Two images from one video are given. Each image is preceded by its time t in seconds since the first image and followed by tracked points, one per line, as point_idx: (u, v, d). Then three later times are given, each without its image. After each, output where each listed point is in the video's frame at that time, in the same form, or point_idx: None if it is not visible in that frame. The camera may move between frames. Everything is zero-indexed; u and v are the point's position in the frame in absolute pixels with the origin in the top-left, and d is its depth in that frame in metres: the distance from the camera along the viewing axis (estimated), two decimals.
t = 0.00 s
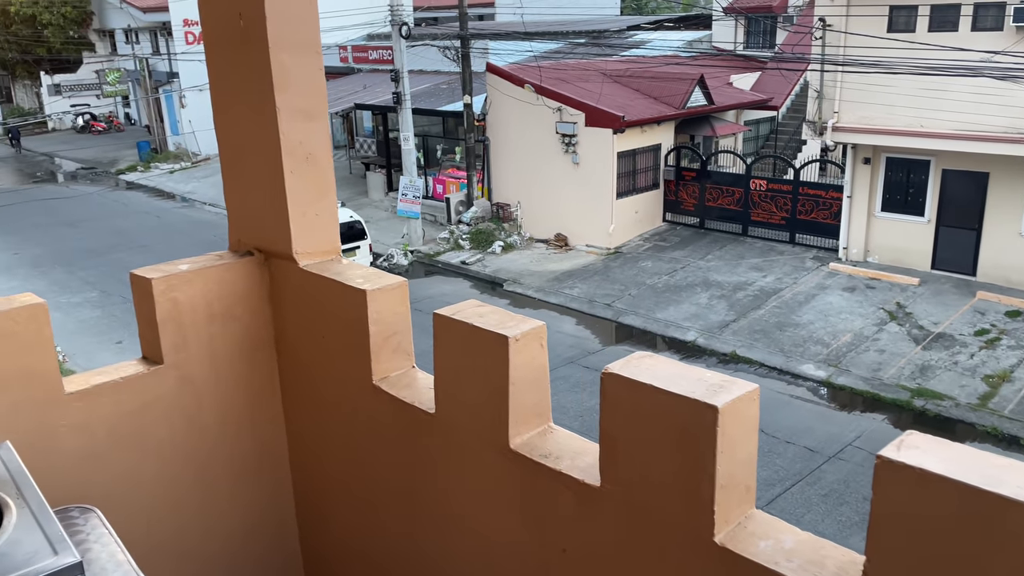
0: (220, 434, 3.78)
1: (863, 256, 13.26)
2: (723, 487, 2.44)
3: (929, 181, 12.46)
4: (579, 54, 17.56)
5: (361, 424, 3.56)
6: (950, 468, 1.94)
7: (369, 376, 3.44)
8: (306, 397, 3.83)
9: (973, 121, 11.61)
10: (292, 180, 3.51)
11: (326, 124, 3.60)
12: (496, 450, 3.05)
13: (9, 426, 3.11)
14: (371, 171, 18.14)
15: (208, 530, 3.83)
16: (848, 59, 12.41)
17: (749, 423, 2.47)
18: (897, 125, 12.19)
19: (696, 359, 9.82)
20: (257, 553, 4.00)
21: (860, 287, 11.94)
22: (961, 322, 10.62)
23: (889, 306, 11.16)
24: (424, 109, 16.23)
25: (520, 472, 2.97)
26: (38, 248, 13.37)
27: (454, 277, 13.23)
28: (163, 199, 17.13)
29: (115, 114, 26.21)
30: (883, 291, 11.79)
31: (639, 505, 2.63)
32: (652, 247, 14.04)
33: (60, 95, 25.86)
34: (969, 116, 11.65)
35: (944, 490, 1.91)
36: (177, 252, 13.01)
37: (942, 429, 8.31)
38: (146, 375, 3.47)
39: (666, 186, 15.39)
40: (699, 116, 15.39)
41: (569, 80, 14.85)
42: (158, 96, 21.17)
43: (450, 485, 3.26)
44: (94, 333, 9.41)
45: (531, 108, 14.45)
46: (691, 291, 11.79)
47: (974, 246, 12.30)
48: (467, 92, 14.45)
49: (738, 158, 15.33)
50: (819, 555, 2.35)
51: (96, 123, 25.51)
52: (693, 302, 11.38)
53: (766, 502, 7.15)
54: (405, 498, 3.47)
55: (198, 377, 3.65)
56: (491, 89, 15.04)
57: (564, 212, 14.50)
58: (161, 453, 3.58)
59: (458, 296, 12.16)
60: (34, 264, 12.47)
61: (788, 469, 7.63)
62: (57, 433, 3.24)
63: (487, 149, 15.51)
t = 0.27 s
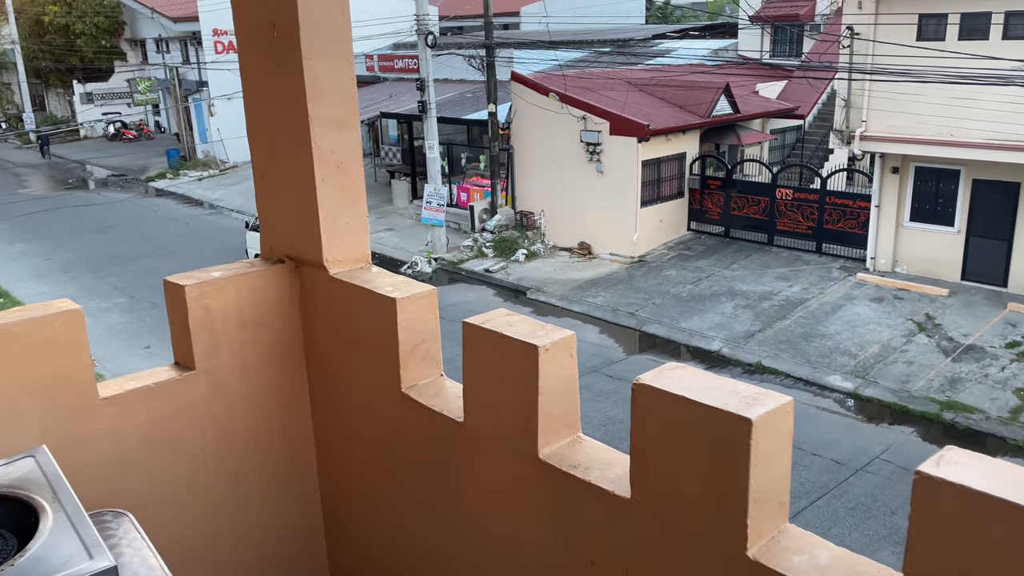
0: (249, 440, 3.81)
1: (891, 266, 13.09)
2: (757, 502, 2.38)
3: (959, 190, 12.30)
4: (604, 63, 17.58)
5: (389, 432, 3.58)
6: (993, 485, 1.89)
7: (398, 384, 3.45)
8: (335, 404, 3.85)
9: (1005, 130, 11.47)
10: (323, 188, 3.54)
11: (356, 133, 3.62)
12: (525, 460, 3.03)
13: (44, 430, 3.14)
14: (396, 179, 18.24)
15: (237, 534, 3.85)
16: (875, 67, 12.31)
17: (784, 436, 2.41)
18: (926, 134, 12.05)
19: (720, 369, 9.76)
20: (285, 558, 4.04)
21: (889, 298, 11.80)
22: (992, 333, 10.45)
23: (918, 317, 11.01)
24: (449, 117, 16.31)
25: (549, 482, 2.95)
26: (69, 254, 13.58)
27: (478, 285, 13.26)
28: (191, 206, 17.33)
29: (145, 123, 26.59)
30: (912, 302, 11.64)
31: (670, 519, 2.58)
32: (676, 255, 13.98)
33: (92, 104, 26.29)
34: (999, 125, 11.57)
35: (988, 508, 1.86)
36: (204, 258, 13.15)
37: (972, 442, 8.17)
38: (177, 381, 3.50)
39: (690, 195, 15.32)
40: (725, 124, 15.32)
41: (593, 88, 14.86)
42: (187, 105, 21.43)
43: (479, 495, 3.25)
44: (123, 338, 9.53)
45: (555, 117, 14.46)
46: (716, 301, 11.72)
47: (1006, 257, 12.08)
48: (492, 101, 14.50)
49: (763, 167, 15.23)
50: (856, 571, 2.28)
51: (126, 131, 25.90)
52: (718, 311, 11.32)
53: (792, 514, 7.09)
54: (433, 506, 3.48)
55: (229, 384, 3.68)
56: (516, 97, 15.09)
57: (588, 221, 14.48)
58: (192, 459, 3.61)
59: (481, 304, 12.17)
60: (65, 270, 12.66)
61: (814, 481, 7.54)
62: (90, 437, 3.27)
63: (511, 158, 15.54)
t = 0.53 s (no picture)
0: (275, 446, 3.83)
1: (918, 275, 12.92)
2: (789, 514, 2.32)
3: (989, 198, 12.15)
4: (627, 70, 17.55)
5: (414, 439, 3.58)
6: None
7: (424, 391, 3.45)
8: (361, 411, 3.86)
9: None
10: (351, 195, 3.56)
11: (384, 141, 3.64)
12: (551, 469, 2.99)
13: (75, 434, 3.16)
14: (418, 186, 18.32)
15: (263, 539, 3.86)
16: (903, 74, 12.24)
17: (816, 447, 2.36)
18: (955, 142, 11.89)
19: (743, 378, 9.68)
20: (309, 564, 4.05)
21: (915, 307, 11.65)
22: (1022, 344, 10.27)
23: (945, 326, 10.86)
24: (471, 125, 16.35)
25: (575, 491, 2.91)
26: (96, 259, 13.77)
27: (499, 292, 13.26)
28: (215, 213, 17.50)
29: (172, 130, 26.92)
30: (939, 312, 11.48)
31: (699, 530, 2.53)
32: (699, 263, 13.91)
33: (121, 111, 26.68)
34: None
35: None
36: (228, 264, 13.27)
37: (1002, 454, 8.03)
38: (205, 386, 3.52)
39: (714, 203, 15.22)
40: (748, 132, 15.24)
41: (616, 96, 14.85)
42: (213, 113, 21.64)
43: (504, 503, 3.23)
44: (148, 342, 9.63)
45: (578, 124, 14.46)
46: (739, 309, 11.65)
47: None
48: (514, 108, 14.53)
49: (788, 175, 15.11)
50: None
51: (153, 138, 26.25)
52: (741, 320, 11.24)
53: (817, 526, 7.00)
54: (458, 514, 3.47)
55: (256, 389, 3.70)
56: (538, 105, 15.11)
57: (610, 229, 14.45)
58: (219, 463, 3.64)
59: (503, 311, 12.15)
60: (92, 275, 12.84)
61: (839, 493, 7.45)
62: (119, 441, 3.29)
63: (534, 165, 15.56)
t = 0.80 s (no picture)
0: (299, 450, 3.85)
1: (944, 282, 12.76)
2: (818, 525, 2.29)
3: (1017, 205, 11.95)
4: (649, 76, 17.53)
5: (438, 445, 3.59)
6: None
7: (448, 397, 3.46)
8: (386, 417, 3.87)
9: None
10: (376, 203, 3.58)
11: (409, 149, 3.66)
12: (576, 477, 2.98)
13: (104, 438, 3.19)
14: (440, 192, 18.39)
15: (287, 543, 3.89)
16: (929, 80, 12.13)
17: (846, 458, 2.32)
18: (981, 147, 11.73)
19: (766, 386, 9.60)
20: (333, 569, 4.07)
21: (941, 315, 11.50)
22: None
23: (972, 335, 10.71)
24: (493, 131, 16.40)
25: (600, 500, 2.89)
26: (123, 264, 13.95)
27: (519, 298, 13.27)
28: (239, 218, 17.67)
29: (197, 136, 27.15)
30: (966, 320, 11.32)
31: (726, 541, 2.50)
32: (721, 270, 13.83)
33: (147, 118, 27.03)
34: None
35: None
36: (251, 269, 13.39)
37: None
38: (231, 391, 3.55)
39: (736, 209, 15.13)
40: (771, 138, 15.15)
41: (638, 102, 14.84)
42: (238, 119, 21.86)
43: (529, 510, 3.22)
44: (173, 347, 9.74)
45: (599, 130, 14.45)
46: (762, 316, 11.56)
47: None
48: (536, 115, 14.55)
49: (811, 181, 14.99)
50: None
51: (179, 144, 26.55)
52: (764, 327, 11.15)
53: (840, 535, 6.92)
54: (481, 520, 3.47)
55: (281, 395, 3.73)
56: (559, 111, 15.12)
57: (631, 235, 14.40)
58: (244, 468, 3.66)
59: (523, 317, 12.15)
60: (118, 279, 13.01)
61: (863, 502, 7.36)
62: (147, 446, 3.32)
63: (555, 171, 15.57)
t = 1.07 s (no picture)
0: (321, 454, 3.86)
1: (970, 288, 12.56)
2: (845, 536, 2.26)
3: None
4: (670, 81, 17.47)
5: (459, 450, 3.59)
6: None
7: (469, 403, 3.46)
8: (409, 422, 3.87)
9: None
10: (398, 208, 3.59)
11: (432, 154, 3.67)
12: (599, 484, 2.96)
13: (130, 442, 3.22)
14: (461, 197, 18.44)
15: (310, 546, 3.91)
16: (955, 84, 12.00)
17: (875, 468, 2.29)
18: (1009, 152, 11.57)
19: (789, 393, 9.50)
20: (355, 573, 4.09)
21: (968, 321, 11.33)
22: None
23: (999, 341, 10.54)
24: (514, 136, 16.42)
25: (623, 507, 2.87)
26: (147, 267, 14.14)
27: (540, 303, 13.26)
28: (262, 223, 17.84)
29: (221, 141, 27.46)
30: (993, 326, 11.15)
31: (752, 550, 2.47)
32: (743, 275, 13.74)
33: (172, 124, 27.38)
34: None
35: None
36: (274, 273, 13.51)
37: None
38: (255, 395, 3.57)
39: (758, 214, 15.01)
40: (794, 142, 15.03)
41: (659, 106, 14.79)
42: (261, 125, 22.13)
43: (550, 517, 3.21)
44: (196, 350, 9.84)
45: (620, 135, 14.42)
46: (784, 321, 11.46)
47: None
48: (557, 119, 14.55)
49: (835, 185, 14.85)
50: None
51: (203, 149, 26.87)
52: (786, 333, 11.05)
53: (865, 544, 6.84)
54: (502, 526, 3.47)
55: (304, 399, 3.75)
56: (580, 116, 15.11)
57: (652, 239, 14.35)
58: (266, 472, 3.68)
59: (543, 322, 12.14)
60: (143, 283, 13.19)
61: (888, 511, 7.27)
62: (173, 450, 3.35)
63: (575, 176, 15.55)
